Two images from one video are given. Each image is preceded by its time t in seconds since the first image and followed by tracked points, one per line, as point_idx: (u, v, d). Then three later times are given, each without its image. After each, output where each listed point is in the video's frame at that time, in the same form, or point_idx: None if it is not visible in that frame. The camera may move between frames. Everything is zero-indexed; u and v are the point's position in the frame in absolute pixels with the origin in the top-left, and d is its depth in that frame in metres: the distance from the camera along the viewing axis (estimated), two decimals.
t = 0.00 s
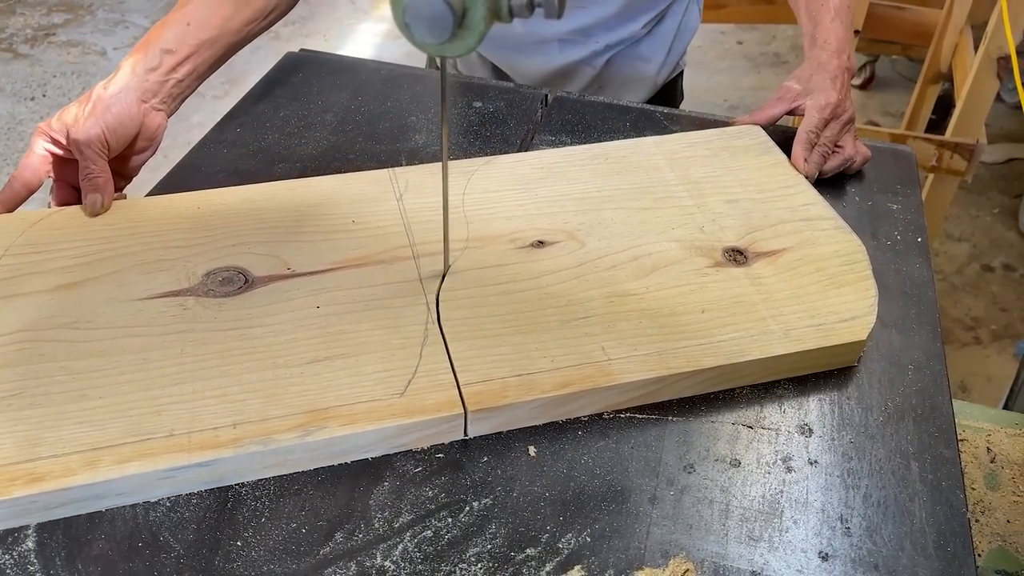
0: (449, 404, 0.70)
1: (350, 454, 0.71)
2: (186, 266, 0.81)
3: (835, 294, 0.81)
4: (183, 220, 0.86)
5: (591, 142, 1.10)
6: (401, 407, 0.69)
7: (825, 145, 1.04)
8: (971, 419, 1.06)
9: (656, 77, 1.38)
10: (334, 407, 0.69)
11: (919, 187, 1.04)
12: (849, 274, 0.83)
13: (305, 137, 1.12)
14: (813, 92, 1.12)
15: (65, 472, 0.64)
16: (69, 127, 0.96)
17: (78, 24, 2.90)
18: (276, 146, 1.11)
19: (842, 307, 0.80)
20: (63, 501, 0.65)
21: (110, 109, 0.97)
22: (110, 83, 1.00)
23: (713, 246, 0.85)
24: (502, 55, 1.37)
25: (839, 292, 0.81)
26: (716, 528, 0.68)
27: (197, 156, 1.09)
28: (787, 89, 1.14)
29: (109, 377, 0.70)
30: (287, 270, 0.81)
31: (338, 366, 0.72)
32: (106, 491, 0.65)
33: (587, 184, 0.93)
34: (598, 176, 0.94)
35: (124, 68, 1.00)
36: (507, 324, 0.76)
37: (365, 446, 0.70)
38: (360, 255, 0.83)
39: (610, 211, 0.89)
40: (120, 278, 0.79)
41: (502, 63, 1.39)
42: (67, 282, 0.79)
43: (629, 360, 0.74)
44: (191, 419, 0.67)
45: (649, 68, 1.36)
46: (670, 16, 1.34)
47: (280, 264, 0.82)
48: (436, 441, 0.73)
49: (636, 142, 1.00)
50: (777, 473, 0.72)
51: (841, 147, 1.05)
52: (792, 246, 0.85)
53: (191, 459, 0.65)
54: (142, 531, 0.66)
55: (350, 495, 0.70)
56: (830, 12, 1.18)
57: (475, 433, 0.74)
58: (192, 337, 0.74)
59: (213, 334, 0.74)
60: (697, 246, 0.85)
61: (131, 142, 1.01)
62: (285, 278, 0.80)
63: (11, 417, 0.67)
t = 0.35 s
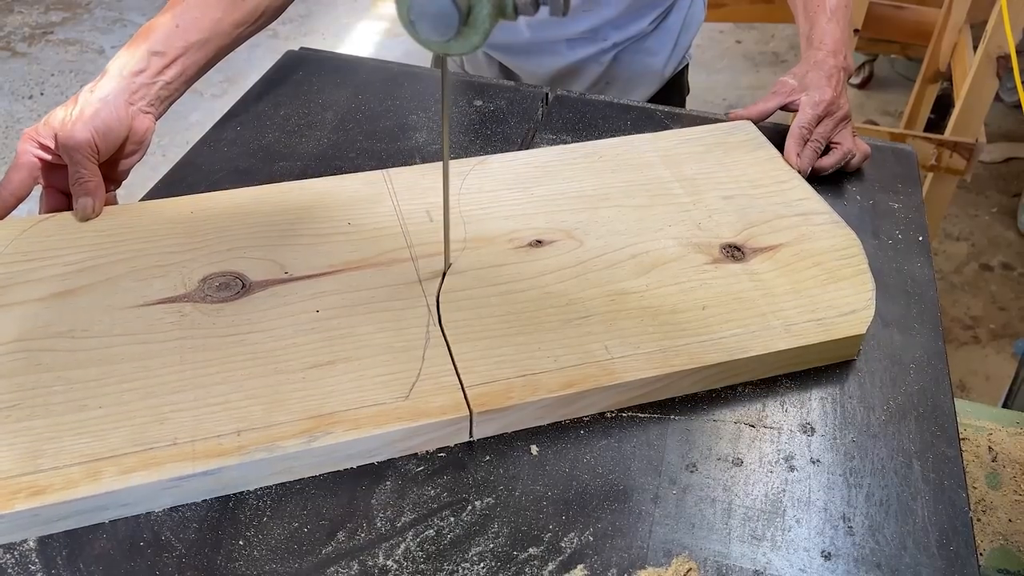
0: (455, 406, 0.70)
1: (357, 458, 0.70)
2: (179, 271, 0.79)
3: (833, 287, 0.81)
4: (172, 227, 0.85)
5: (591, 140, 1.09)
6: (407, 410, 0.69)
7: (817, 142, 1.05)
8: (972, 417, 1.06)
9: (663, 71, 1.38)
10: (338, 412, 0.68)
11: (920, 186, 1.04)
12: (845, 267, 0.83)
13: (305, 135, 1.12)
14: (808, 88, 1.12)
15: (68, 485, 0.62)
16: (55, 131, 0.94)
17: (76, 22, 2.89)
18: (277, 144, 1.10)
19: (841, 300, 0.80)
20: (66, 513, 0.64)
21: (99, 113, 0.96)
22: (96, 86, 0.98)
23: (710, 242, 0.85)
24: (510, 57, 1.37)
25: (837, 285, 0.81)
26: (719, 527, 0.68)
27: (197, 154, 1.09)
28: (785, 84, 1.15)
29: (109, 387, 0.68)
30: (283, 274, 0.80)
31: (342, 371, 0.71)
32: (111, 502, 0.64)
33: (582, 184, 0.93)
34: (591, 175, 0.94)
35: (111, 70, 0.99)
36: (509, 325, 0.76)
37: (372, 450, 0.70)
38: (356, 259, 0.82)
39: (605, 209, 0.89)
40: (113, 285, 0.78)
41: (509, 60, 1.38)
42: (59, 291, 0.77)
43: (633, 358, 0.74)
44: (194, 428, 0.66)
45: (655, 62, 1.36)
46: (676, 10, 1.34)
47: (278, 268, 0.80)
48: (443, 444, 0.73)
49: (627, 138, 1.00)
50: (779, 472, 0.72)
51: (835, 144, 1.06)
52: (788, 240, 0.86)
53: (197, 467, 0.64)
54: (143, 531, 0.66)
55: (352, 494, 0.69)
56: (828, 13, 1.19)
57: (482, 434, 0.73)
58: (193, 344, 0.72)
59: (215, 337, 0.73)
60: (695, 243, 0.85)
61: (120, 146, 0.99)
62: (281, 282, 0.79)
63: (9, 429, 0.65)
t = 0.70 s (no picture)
0: (461, 407, 0.69)
1: (366, 464, 0.69)
2: (169, 281, 0.78)
3: (826, 275, 0.82)
4: (159, 236, 0.83)
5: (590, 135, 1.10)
6: (415, 414, 0.68)
7: (802, 133, 1.07)
8: (970, 416, 1.06)
9: (686, 62, 1.39)
10: (345, 419, 0.67)
11: (919, 183, 1.04)
12: (835, 254, 0.84)
13: (303, 133, 1.12)
14: (799, 83, 1.15)
15: (72, 506, 0.60)
16: (34, 142, 0.91)
17: (73, 20, 2.88)
18: (273, 142, 1.10)
19: (834, 286, 0.80)
20: (71, 536, 0.61)
21: (81, 124, 0.94)
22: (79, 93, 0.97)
23: (702, 233, 0.85)
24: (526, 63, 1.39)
25: (831, 273, 0.82)
26: (717, 526, 0.68)
27: (192, 152, 1.08)
28: (776, 81, 1.17)
29: (110, 404, 0.66)
30: (279, 281, 0.78)
31: (345, 377, 0.69)
32: (117, 521, 0.62)
33: (568, 178, 0.93)
34: (576, 169, 0.94)
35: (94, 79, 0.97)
36: (509, 324, 0.75)
37: (379, 456, 0.69)
38: (350, 263, 0.81)
39: (595, 204, 0.89)
40: (103, 299, 0.75)
41: (518, 57, 1.38)
42: (49, 306, 0.75)
43: (635, 353, 0.73)
44: (198, 441, 0.64)
45: (676, 54, 1.37)
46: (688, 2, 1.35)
47: (271, 275, 0.79)
48: (449, 446, 0.72)
49: (615, 134, 1.00)
50: (778, 471, 0.72)
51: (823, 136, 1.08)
52: (779, 229, 0.86)
53: (205, 481, 0.62)
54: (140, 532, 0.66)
55: (349, 493, 0.69)
56: (822, 18, 1.22)
57: (488, 435, 0.73)
58: (191, 355, 0.71)
59: (215, 346, 0.72)
60: (688, 236, 0.85)
61: (103, 157, 0.98)
62: (276, 290, 0.77)
63: (8, 451, 0.63)
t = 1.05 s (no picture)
0: (457, 412, 0.68)
1: (361, 472, 0.68)
2: (159, 288, 0.77)
3: (823, 275, 0.81)
4: (147, 242, 0.82)
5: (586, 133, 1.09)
6: (410, 421, 0.67)
7: (801, 132, 1.07)
8: (965, 414, 1.06)
9: (683, 57, 1.39)
10: (339, 427, 0.66)
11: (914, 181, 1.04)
12: (830, 253, 0.83)
13: (296, 130, 1.11)
14: (791, 85, 1.16)
15: (61, 522, 0.59)
16: (18, 148, 0.90)
17: (66, 17, 2.86)
18: (267, 140, 1.09)
19: (829, 286, 0.80)
20: (60, 552, 0.60)
21: (66, 131, 0.93)
22: (67, 100, 0.96)
23: (696, 233, 0.85)
24: (522, 60, 1.38)
25: (828, 272, 0.82)
26: (712, 525, 0.67)
27: (185, 150, 1.07)
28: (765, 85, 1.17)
29: (98, 415, 0.65)
30: (268, 287, 0.77)
31: (339, 385, 0.69)
32: (108, 535, 0.61)
33: (561, 178, 0.92)
34: (568, 170, 0.94)
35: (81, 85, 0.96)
36: (503, 327, 0.75)
37: (375, 464, 0.68)
38: (343, 267, 0.80)
39: (588, 205, 0.88)
40: (91, 307, 0.75)
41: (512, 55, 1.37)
42: (35, 316, 0.73)
43: (631, 354, 0.73)
44: (190, 451, 0.63)
45: (673, 51, 1.37)
46: None
47: (261, 280, 0.78)
48: (446, 453, 0.71)
49: (608, 134, 1.00)
50: (772, 470, 0.71)
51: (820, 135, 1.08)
52: (774, 228, 0.86)
53: (198, 493, 0.61)
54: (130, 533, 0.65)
55: (342, 493, 0.69)
56: (809, 23, 1.25)
57: (485, 441, 0.72)
58: (182, 363, 0.70)
59: (206, 354, 0.71)
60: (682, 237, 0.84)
61: (88, 164, 0.97)
62: (266, 295, 0.76)
63: None
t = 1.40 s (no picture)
0: (454, 415, 0.68)
1: (356, 478, 0.68)
2: (152, 292, 0.77)
3: (819, 275, 0.81)
4: (139, 245, 0.82)
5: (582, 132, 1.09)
6: (406, 425, 0.67)
7: (797, 130, 1.08)
8: (961, 411, 1.06)
9: (668, 51, 1.40)
10: (334, 431, 0.66)
11: (910, 177, 1.04)
12: (827, 253, 0.83)
13: (292, 127, 1.11)
14: (785, 83, 1.16)
15: (54, 530, 0.59)
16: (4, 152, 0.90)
17: (60, 15, 2.85)
18: (263, 137, 1.09)
19: (826, 286, 0.80)
20: (54, 560, 0.60)
21: (53, 133, 0.92)
22: (55, 100, 0.96)
23: (692, 233, 0.85)
24: (510, 57, 1.38)
25: (825, 272, 0.82)
26: (708, 522, 0.67)
27: (180, 148, 1.07)
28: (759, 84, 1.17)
29: (90, 421, 0.65)
30: (262, 289, 0.77)
31: (334, 388, 0.69)
32: (102, 543, 0.61)
33: (556, 178, 0.92)
34: (562, 170, 0.94)
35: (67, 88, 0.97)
36: (499, 329, 0.74)
37: (370, 469, 0.67)
38: (339, 268, 0.80)
39: (584, 205, 0.88)
40: (84, 312, 0.74)
41: (506, 53, 1.37)
42: (27, 320, 0.73)
43: (628, 355, 0.73)
44: (184, 457, 0.63)
45: (659, 45, 1.38)
46: None
47: (254, 282, 0.78)
48: (442, 457, 0.71)
49: (602, 133, 1.00)
50: (768, 466, 0.71)
51: (815, 132, 1.09)
52: (768, 227, 0.86)
53: (192, 500, 0.61)
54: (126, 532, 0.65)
55: (339, 490, 0.69)
56: (800, 21, 1.26)
57: (481, 444, 0.72)
58: (176, 368, 0.70)
59: (200, 358, 0.71)
60: (677, 237, 0.84)
61: (76, 167, 0.96)
62: (260, 298, 0.76)
63: None
